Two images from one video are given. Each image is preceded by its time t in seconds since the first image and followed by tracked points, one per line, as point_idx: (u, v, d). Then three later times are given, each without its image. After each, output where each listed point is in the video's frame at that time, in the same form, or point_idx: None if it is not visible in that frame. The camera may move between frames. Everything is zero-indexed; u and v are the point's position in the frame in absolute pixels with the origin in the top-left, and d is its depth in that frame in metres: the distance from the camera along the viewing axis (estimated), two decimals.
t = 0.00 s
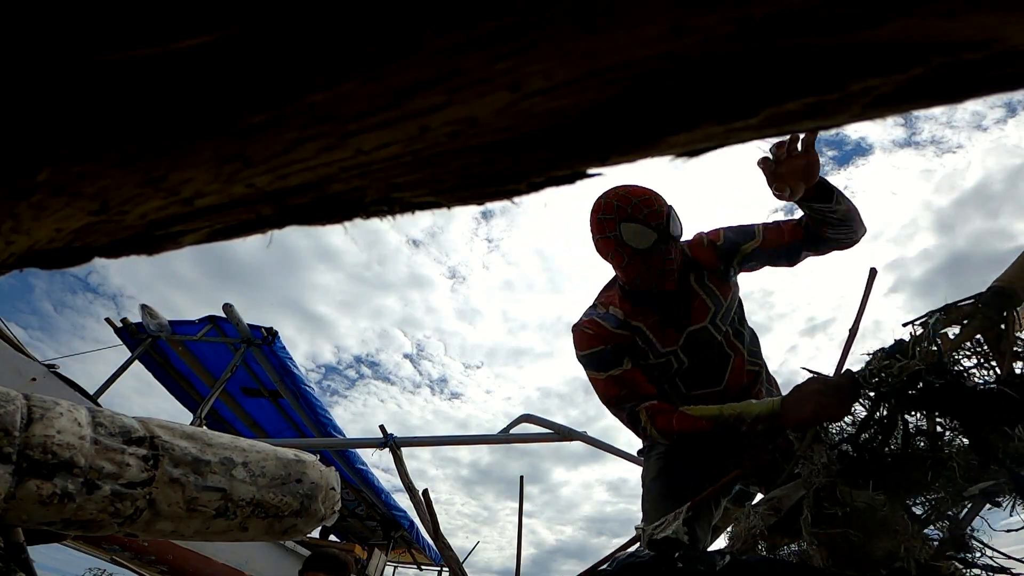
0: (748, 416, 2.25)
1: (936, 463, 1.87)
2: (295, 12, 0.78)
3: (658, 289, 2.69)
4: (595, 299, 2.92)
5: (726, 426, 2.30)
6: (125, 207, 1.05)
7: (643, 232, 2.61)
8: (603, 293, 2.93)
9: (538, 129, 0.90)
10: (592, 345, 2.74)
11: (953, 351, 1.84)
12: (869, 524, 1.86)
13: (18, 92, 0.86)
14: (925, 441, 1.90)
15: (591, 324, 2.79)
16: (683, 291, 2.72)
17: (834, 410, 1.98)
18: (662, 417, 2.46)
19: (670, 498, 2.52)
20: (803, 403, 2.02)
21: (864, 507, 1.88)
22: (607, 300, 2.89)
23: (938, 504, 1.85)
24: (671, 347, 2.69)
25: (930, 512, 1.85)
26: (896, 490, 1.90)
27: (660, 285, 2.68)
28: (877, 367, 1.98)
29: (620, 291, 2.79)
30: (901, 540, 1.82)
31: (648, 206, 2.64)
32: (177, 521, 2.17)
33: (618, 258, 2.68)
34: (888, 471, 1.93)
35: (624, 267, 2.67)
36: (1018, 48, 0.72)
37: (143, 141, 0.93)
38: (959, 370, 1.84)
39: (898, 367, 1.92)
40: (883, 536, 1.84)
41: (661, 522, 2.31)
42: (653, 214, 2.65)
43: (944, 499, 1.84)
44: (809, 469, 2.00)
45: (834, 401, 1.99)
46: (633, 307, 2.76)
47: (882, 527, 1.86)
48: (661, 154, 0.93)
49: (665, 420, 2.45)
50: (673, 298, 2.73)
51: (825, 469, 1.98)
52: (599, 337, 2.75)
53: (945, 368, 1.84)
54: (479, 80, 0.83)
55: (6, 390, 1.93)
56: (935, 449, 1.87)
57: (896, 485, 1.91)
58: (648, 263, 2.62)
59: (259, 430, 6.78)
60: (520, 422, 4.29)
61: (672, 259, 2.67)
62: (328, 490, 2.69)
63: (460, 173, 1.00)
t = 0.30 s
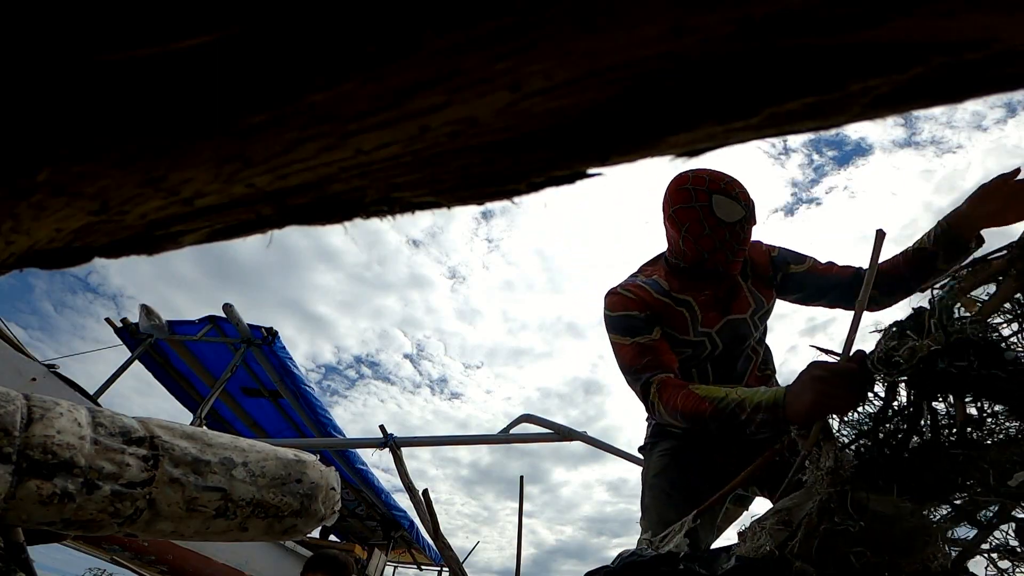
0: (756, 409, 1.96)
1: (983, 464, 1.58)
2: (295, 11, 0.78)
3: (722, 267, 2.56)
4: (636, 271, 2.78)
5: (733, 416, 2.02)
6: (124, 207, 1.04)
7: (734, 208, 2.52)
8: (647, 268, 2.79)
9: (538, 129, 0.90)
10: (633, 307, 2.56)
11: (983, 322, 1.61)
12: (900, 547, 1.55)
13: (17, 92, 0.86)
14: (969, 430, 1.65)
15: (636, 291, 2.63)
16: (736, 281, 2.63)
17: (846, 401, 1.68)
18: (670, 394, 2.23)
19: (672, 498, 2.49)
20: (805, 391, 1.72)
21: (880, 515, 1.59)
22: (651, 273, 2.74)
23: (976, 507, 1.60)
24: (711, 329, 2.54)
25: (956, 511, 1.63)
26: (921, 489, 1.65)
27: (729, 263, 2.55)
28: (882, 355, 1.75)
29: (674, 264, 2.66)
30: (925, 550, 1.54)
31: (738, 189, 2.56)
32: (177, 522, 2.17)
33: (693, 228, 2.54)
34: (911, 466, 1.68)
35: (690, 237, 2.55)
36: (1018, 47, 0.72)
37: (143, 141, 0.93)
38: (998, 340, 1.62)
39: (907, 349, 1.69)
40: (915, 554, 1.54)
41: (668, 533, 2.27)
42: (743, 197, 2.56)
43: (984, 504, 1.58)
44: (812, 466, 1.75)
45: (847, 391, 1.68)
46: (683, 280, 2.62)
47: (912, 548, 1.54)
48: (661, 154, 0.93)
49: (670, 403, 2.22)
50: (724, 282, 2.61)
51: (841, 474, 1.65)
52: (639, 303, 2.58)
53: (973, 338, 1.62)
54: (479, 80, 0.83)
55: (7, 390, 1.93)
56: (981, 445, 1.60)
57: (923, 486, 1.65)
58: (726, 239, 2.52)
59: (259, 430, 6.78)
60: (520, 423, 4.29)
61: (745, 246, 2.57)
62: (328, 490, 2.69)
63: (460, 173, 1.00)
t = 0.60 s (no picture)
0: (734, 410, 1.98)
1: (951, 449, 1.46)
2: (294, 11, 0.78)
3: (731, 279, 2.55)
4: (653, 271, 2.80)
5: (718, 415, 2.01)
6: (125, 207, 1.04)
7: (742, 224, 2.46)
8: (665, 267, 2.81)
9: (539, 129, 0.90)
10: (645, 311, 2.59)
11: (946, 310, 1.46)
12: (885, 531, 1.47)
13: (18, 92, 0.86)
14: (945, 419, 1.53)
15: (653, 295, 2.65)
16: (750, 288, 2.61)
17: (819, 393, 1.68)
18: (666, 397, 2.24)
19: (674, 499, 2.48)
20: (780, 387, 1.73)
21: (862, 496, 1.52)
22: (668, 274, 2.76)
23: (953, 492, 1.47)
24: (726, 336, 2.54)
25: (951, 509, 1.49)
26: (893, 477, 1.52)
27: (736, 277, 2.54)
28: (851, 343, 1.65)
29: (688, 270, 2.67)
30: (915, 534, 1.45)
31: (750, 203, 2.47)
32: (177, 522, 2.18)
33: (701, 241, 2.55)
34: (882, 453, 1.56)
35: (699, 249, 2.56)
36: (1018, 47, 0.72)
37: (143, 141, 0.93)
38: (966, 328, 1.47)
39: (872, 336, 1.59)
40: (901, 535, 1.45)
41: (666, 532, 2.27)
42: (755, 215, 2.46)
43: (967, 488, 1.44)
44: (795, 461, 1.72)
45: (823, 381, 1.68)
46: (697, 285, 2.64)
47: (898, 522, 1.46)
48: (661, 154, 0.93)
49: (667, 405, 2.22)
50: (738, 290, 2.60)
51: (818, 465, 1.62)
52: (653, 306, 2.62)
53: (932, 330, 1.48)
54: (479, 80, 0.83)
55: (6, 390, 1.93)
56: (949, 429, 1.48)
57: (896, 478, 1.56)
58: (733, 256, 2.49)
59: (259, 430, 6.78)
60: (520, 423, 4.29)
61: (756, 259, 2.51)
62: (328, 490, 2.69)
63: (460, 173, 1.00)
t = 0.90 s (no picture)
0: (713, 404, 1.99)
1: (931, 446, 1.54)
2: (294, 11, 0.78)
3: (712, 287, 2.55)
4: (640, 277, 2.81)
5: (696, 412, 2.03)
6: (124, 207, 1.04)
7: (720, 232, 2.47)
8: (651, 272, 2.82)
9: (538, 128, 0.90)
10: (629, 315, 2.64)
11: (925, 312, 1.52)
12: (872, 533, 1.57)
13: (18, 92, 0.86)
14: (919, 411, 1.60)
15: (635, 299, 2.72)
16: (733, 294, 2.59)
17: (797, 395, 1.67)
18: (652, 394, 2.25)
19: (661, 500, 2.47)
20: (764, 387, 1.74)
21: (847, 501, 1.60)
22: (655, 279, 2.76)
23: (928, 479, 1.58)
24: (708, 339, 2.54)
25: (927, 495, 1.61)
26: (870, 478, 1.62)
27: (718, 284, 2.53)
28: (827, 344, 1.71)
29: (672, 277, 2.67)
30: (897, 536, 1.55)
31: (728, 210, 2.47)
32: (177, 522, 2.18)
33: (683, 250, 2.55)
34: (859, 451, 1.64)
35: (679, 259, 2.57)
36: (1018, 47, 0.72)
37: (143, 141, 0.93)
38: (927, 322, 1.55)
39: (864, 335, 1.61)
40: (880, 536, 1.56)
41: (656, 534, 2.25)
42: (733, 220, 2.47)
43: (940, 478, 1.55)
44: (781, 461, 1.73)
45: (808, 380, 1.66)
46: (681, 292, 2.64)
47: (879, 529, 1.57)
48: (661, 154, 0.93)
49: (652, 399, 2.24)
50: (719, 295, 2.59)
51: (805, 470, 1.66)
52: (637, 311, 2.65)
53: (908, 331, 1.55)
54: (479, 80, 0.83)
55: (6, 390, 1.93)
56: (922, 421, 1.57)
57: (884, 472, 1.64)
58: (712, 264, 2.49)
59: (259, 430, 6.78)
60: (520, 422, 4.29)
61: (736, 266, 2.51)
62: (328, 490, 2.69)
63: (460, 173, 1.00)
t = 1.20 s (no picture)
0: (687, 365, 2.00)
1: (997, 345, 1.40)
2: (295, 10, 0.78)
3: (705, 270, 2.56)
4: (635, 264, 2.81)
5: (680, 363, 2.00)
6: (125, 207, 1.04)
7: (714, 218, 2.47)
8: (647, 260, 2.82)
9: (538, 129, 0.90)
10: (622, 292, 2.62)
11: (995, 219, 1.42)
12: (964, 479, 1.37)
13: (18, 91, 0.86)
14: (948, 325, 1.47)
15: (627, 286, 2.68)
16: (724, 277, 2.58)
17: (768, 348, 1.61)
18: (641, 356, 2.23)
19: (656, 498, 2.43)
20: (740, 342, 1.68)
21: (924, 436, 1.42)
22: (650, 265, 2.77)
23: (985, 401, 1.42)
24: (698, 319, 2.54)
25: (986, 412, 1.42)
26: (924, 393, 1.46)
27: (711, 268, 2.54)
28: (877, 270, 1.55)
29: (666, 264, 2.67)
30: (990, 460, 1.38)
31: (722, 196, 2.47)
32: (177, 522, 2.17)
33: (676, 236, 2.54)
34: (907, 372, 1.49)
35: (673, 243, 2.57)
36: (1018, 47, 0.72)
37: (143, 142, 0.93)
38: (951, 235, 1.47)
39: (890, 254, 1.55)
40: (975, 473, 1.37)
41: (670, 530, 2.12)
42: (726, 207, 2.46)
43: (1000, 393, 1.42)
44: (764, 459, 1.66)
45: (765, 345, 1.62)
46: (674, 275, 2.63)
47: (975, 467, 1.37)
48: (661, 154, 0.94)
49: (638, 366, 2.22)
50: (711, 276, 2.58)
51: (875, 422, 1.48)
52: (629, 289, 2.64)
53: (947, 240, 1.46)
54: (479, 80, 0.83)
55: (6, 390, 1.93)
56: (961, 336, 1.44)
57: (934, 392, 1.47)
58: (706, 248, 2.50)
59: (259, 430, 6.78)
60: (520, 422, 4.29)
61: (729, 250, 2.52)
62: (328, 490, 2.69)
63: (461, 173, 1.00)
